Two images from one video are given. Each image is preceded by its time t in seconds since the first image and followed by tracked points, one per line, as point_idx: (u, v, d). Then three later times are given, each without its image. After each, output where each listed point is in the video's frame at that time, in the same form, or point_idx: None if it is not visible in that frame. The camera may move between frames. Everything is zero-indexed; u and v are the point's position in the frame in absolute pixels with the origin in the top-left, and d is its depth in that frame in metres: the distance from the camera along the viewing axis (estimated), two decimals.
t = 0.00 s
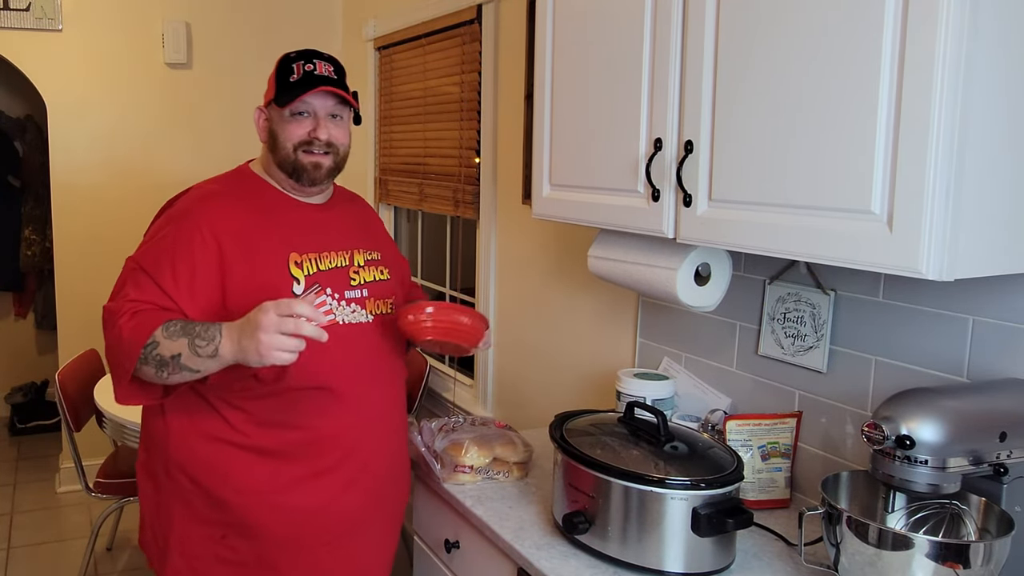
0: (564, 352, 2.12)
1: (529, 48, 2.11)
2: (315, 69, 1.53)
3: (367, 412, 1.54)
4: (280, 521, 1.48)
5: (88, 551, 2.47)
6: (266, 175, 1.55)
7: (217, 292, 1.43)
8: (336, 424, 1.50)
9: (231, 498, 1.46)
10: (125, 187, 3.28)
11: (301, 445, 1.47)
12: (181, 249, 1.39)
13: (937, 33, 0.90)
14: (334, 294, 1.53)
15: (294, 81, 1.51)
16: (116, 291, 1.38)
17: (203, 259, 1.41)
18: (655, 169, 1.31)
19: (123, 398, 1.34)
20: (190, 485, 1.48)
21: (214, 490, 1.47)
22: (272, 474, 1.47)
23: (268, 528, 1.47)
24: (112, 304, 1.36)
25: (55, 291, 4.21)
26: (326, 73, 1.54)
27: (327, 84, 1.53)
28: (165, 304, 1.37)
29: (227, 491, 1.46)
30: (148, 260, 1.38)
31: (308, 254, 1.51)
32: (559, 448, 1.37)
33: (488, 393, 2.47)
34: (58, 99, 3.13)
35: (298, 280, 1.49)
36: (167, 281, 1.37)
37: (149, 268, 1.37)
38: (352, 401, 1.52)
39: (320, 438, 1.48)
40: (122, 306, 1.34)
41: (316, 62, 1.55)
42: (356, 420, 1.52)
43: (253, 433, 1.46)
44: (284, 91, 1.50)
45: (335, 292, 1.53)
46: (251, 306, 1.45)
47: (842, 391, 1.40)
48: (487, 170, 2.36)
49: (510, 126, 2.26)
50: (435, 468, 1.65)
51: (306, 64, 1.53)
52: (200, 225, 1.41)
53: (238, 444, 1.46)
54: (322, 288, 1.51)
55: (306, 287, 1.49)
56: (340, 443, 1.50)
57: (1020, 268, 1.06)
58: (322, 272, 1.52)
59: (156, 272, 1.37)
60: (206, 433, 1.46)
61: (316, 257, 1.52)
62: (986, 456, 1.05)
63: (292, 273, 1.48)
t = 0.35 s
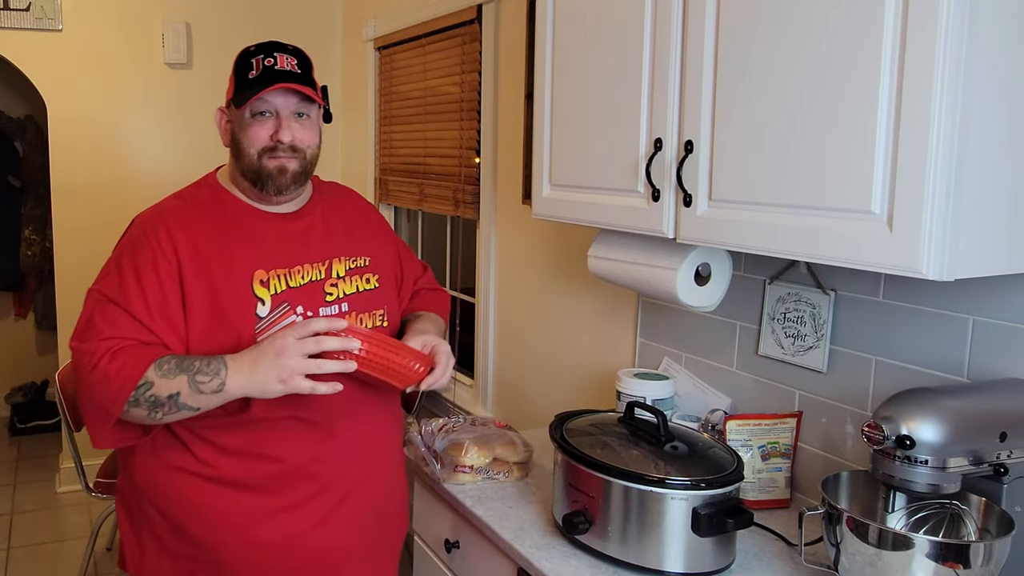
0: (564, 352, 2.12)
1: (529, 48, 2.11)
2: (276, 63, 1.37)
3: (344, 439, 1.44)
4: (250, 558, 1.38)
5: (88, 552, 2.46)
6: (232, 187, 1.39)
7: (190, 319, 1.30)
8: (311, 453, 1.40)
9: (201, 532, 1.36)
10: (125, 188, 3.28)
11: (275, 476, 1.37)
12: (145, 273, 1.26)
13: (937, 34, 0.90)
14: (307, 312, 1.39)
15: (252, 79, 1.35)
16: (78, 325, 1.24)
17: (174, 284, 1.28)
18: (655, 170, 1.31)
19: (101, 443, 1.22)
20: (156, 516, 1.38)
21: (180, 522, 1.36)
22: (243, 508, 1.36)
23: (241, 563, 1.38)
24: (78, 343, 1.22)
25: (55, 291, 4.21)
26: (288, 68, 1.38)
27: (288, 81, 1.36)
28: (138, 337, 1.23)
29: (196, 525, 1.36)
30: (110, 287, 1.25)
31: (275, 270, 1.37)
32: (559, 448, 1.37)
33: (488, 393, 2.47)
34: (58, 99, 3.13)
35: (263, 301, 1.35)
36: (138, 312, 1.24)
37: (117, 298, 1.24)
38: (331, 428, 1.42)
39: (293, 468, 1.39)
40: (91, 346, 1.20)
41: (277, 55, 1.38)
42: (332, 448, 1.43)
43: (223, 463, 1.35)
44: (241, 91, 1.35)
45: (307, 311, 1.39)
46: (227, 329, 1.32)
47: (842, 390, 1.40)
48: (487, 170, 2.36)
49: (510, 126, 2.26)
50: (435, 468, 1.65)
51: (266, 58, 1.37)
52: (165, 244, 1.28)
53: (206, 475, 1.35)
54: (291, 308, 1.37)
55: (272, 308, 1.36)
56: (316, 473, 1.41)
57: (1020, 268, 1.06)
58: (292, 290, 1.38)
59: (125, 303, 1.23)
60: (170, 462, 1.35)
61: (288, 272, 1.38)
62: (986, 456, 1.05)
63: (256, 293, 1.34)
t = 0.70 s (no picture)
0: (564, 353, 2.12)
1: (529, 48, 2.11)
2: (253, 63, 1.26)
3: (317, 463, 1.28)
4: None
5: (88, 551, 2.46)
6: (203, 194, 1.29)
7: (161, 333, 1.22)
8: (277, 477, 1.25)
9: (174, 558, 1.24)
10: (124, 187, 3.28)
11: (244, 501, 1.24)
12: (108, 288, 1.18)
13: (937, 33, 0.90)
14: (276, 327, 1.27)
15: (227, 79, 1.24)
16: (46, 345, 1.18)
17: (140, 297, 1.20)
18: (655, 169, 1.31)
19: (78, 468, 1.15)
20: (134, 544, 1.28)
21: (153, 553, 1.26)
22: (207, 536, 1.23)
23: None
24: (44, 364, 1.16)
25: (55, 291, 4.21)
26: (267, 68, 1.26)
27: (265, 83, 1.24)
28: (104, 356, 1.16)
29: (169, 549, 1.24)
30: (74, 305, 1.18)
31: (243, 283, 1.25)
32: (559, 448, 1.37)
33: (488, 393, 2.47)
34: (57, 99, 3.13)
35: (226, 317, 1.23)
36: (102, 329, 1.16)
37: (81, 314, 1.16)
38: (302, 452, 1.26)
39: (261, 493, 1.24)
40: (54, 366, 1.13)
41: (255, 53, 1.27)
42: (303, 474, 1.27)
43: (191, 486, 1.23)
44: (215, 92, 1.24)
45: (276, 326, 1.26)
46: (198, 345, 1.22)
47: (842, 391, 1.40)
48: (487, 170, 2.36)
49: (510, 126, 2.26)
50: (435, 468, 1.65)
51: (243, 57, 1.26)
52: (129, 257, 1.20)
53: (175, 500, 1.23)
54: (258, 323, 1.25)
55: (237, 324, 1.24)
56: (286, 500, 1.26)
57: (1020, 267, 1.06)
58: (260, 304, 1.26)
59: (89, 321, 1.16)
60: (137, 486, 1.25)
61: (258, 283, 1.26)
62: (986, 456, 1.05)
63: (219, 308, 1.23)
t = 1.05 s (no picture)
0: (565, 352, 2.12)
1: (529, 48, 2.11)
2: (279, 93, 1.18)
3: (312, 467, 1.24)
4: None
5: (88, 552, 2.46)
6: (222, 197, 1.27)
7: (175, 328, 1.21)
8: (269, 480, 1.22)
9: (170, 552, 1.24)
10: (124, 187, 3.28)
11: (234, 501, 1.22)
12: (123, 278, 1.17)
13: (937, 33, 0.90)
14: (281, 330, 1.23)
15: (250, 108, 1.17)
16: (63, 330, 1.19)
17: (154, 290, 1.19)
18: (655, 170, 1.31)
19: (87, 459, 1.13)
20: (136, 535, 1.29)
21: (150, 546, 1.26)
22: (205, 536, 1.22)
23: None
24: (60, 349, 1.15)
25: (55, 291, 4.21)
26: (293, 99, 1.19)
27: (287, 117, 1.17)
28: (121, 347, 1.15)
29: (166, 543, 1.24)
30: (91, 294, 1.17)
31: (252, 283, 1.23)
32: (559, 448, 1.37)
33: (489, 393, 2.47)
34: (57, 99, 3.13)
35: (231, 316, 1.21)
36: (117, 319, 1.15)
37: (99, 303, 1.16)
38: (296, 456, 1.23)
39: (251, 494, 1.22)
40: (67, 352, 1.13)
41: (281, 80, 1.20)
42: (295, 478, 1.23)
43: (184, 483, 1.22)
44: (236, 119, 1.17)
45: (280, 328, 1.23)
46: (207, 342, 1.20)
47: (841, 391, 1.40)
48: (487, 170, 2.36)
49: (510, 126, 2.26)
50: (435, 468, 1.65)
51: (268, 85, 1.18)
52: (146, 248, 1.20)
53: (173, 494, 1.23)
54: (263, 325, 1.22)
55: (240, 324, 1.21)
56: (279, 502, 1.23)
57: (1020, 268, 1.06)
58: (267, 306, 1.23)
59: (105, 309, 1.15)
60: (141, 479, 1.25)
61: (267, 285, 1.24)
62: (986, 456, 1.05)
63: (224, 306, 1.21)
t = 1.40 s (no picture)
0: (565, 352, 2.12)
1: (529, 48, 2.11)
2: (301, 103, 1.18)
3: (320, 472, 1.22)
4: None
5: (88, 552, 2.46)
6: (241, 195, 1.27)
7: (196, 328, 1.21)
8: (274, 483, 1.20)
9: (179, 551, 1.23)
10: (124, 188, 3.28)
11: (239, 503, 1.20)
12: (145, 276, 1.17)
13: (937, 31, 0.90)
14: (298, 334, 1.23)
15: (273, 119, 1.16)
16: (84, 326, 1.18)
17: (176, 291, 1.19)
18: (655, 170, 1.31)
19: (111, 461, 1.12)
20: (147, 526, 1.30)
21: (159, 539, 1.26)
22: (209, 535, 1.22)
23: None
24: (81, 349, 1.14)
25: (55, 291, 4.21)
26: (314, 110, 1.18)
27: (310, 129, 1.16)
28: (144, 347, 1.14)
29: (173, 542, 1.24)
30: (113, 292, 1.17)
31: (271, 286, 1.23)
32: (560, 448, 1.37)
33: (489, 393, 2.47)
34: (56, 99, 3.12)
35: (249, 319, 1.21)
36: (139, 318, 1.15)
37: (121, 304, 1.15)
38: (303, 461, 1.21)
39: (256, 497, 1.20)
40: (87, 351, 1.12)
41: (304, 90, 1.19)
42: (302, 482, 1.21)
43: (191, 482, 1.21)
44: (259, 129, 1.17)
45: (298, 332, 1.23)
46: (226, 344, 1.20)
47: (841, 391, 1.40)
48: (487, 170, 2.36)
49: (510, 126, 2.26)
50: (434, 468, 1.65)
51: (291, 95, 1.18)
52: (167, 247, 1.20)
53: (176, 492, 1.23)
54: (280, 328, 1.22)
55: (259, 328, 1.21)
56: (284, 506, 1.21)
57: (1020, 267, 1.06)
58: (285, 309, 1.23)
59: (127, 307, 1.15)
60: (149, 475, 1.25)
61: (286, 288, 1.23)
62: (986, 456, 1.05)
63: (244, 309, 1.21)
